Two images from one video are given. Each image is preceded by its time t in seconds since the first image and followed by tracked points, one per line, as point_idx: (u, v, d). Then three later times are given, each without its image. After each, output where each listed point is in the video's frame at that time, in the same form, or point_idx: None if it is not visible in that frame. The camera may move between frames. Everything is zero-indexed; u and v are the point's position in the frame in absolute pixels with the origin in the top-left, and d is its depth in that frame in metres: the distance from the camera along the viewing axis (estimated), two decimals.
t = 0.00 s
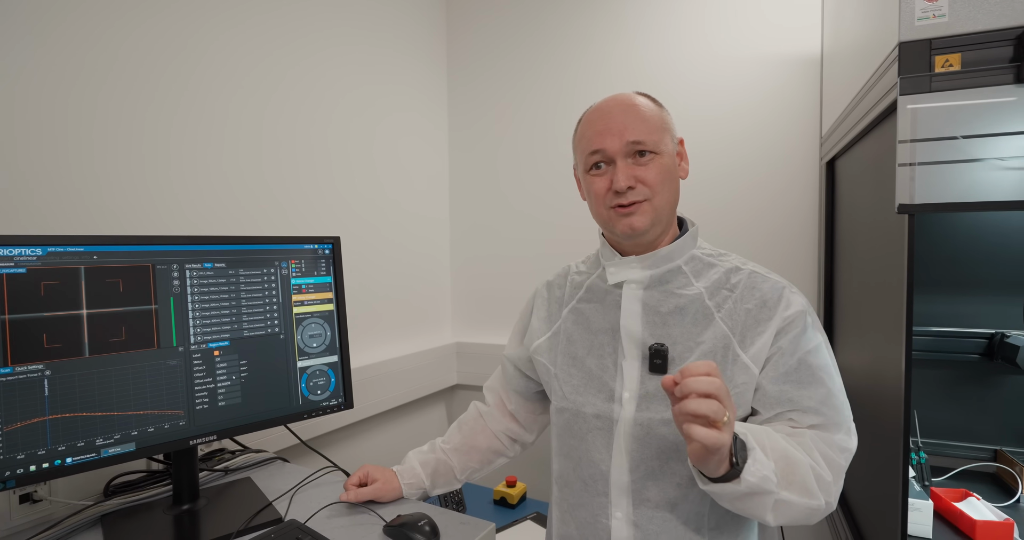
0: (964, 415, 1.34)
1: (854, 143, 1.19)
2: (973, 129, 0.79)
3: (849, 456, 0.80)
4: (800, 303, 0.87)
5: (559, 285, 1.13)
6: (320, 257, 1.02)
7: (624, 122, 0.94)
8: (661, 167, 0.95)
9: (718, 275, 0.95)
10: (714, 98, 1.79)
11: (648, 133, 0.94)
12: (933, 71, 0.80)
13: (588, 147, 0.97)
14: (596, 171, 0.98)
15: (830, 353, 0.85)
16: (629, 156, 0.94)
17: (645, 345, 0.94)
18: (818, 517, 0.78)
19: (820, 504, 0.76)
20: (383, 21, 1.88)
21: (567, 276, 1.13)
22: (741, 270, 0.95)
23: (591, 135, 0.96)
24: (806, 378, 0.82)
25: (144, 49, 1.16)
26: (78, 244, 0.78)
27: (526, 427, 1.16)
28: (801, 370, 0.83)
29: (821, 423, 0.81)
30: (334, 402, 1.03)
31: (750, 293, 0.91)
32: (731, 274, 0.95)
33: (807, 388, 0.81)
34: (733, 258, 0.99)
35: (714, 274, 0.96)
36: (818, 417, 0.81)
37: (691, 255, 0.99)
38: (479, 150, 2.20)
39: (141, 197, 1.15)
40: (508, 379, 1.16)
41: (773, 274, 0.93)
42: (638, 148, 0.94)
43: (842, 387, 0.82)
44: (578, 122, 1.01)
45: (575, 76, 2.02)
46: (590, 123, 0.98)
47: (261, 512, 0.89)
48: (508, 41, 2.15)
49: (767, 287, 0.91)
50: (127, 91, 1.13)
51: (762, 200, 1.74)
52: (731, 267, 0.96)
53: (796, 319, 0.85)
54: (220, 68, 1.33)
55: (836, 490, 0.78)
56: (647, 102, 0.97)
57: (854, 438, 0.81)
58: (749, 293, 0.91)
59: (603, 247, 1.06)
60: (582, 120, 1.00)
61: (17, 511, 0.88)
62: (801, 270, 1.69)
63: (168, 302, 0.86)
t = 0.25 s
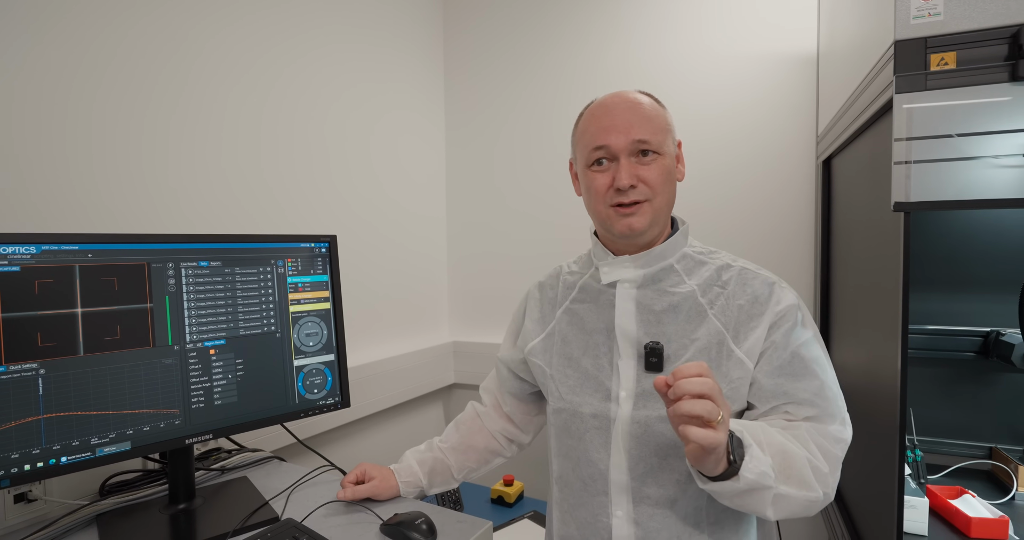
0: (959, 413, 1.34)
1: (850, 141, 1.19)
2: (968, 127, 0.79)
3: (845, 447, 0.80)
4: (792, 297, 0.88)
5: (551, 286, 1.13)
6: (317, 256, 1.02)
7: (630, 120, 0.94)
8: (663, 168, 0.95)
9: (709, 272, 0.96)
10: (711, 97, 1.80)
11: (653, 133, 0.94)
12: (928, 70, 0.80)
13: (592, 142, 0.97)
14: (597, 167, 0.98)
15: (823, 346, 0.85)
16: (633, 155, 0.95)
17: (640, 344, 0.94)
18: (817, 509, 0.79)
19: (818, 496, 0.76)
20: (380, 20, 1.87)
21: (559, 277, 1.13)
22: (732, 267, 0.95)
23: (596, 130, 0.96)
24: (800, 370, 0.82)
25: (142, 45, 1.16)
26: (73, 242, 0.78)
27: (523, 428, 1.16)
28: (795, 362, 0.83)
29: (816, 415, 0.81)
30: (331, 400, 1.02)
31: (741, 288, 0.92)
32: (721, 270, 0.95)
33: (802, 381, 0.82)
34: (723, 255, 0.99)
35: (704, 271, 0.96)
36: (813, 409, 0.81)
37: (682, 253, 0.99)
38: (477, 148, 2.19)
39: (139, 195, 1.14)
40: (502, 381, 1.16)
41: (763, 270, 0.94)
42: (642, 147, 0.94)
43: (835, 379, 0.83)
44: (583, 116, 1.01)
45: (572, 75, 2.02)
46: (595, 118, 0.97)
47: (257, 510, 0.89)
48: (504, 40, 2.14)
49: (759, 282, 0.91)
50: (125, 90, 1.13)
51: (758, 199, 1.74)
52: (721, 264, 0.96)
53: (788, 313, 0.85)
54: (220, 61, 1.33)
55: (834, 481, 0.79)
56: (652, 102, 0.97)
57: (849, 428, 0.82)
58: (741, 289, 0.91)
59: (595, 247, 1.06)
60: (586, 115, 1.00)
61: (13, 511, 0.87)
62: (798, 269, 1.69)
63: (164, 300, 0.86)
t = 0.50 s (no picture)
0: (956, 410, 1.35)
1: (848, 140, 1.19)
2: (966, 125, 0.79)
3: (848, 436, 0.80)
4: (788, 289, 0.88)
5: (546, 289, 1.13)
6: (314, 254, 1.01)
7: (617, 123, 0.94)
8: (652, 168, 0.95)
9: (703, 268, 0.96)
10: (709, 96, 1.79)
11: (640, 135, 0.94)
12: (926, 67, 0.80)
13: (579, 146, 0.96)
14: (586, 170, 0.98)
15: (820, 336, 0.85)
16: (622, 157, 0.94)
17: (639, 343, 0.94)
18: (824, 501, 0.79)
19: (826, 487, 0.76)
20: (378, 18, 1.87)
21: (554, 280, 1.13)
22: (725, 262, 0.95)
23: (583, 134, 0.96)
24: (799, 362, 0.82)
25: (143, 46, 1.15)
26: (69, 241, 0.77)
27: (523, 431, 1.16)
28: (794, 354, 0.83)
29: (817, 407, 0.81)
30: (329, 399, 1.02)
31: (737, 283, 0.92)
32: (716, 266, 0.95)
33: (802, 373, 0.82)
34: (717, 250, 1.00)
35: (699, 267, 0.96)
36: (814, 401, 0.81)
37: (676, 250, 0.99)
38: (475, 147, 2.19)
39: (139, 194, 1.14)
40: (501, 386, 1.15)
41: (758, 263, 0.94)
42: (631, 149, 0.94)
43: (834, 368, 0.83)
44: (568, 120, 1.00)
45: (570, 74, 2.02)
46: (581, 122, 0.97)
47: (254, 510, 0.89)
48: (503, 39, 2.14)
49: (754, 276, 0.91)
50: (125, 88, 1.12)
51: (757, 198, 1.74)
52: (715, 260, 0.96)
53: (784, 306, 0.85)
54: (219, 65, 1.32)
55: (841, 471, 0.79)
56: (638, 103, 0.97)
57: (851, 418, 0.82)
58: (736, 284, 0.92)
59: (588, 249, 1.06)
60: (572, 118, 0.99)
61: (9, 511, 0.87)
62: (796, 267, 1.70)
63: (160, 299, 0.85)
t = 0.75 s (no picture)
0: (958, 410, 1.35)
1: (850, 139, 1.19)
2: (969, 124, 0.79)
3: (850, 438, 0.80)
4: (793, 290, 0.88)
5: (550, 287, 1.13)
6: (316, 253, 1.01)
7: (614, 120, 0.94)
8: (652, 164, 0.95)
9: (709, 268, 0.96)
10: (709, 94, 1.79)
11: (639, 131, 0.94)
12: (930, 66, 0.80)
13: (578, 145, 0.97)
14: (587, 168, 0.98)
15: (824, 338, 0.85)
16: (621, 154, 0.94)
17: (643, 342, 0.94)
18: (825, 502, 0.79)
19: (827, 489, 0.77)
20: (377, 16, 1.87)
21: (558, 278, 1.13)
22: (731, 262, 0.95)
23: (582, 133, 0.96)
24: (803, 363, 0.83)
25: (137, 41, 1.15)
26: (72, 239, 0.77)
27: (525, 430, 1.16)
28: (798, 356, 0.83)
29: (821, 408, 0.81)
30: (331, 398, 1.02)
31: (742, 283, 0.92)
32: (722, 265, 0.95)
33: (806, 373, 0.82)
34: (722, 250, 0.99)
35: (705, 267, 0.96)
36: (818, 402, 0.81)
37: (681, 250, 0.99)
38: (476, 146, 2.19)
39: (136, 191, 1.14)
40: (503, 384, 1.16)
41: (764, 263, 0.94)
42: (630, 146, 0.94)
43: (838, 369, 0.83)
44: (567, 120, 1.01)
45: (571, 73, 2.02)
46: (580, 121, 0.97)
47: (258, 508, 0.89)
48: (504, 38, 2.14)
49: (759, 276, 0.91)
50: (120, 85, 1.12)
51: (759, 196, 1.74)
52: (721, 259, 0.96)
53: (789, 306, 0.86)
54: (213, 56, 1.32)
55: (842, 473, 0.79)
56: (636, 101, 0.97)
57: (854, 420, 0.82)
58: (741, 284, 0.92)
59: (594, 247, 1.06)
60: (571, 119, 1.00)
61: (13, 508, 0.87)
62: (798, 266, 1.70)
63: (164, 297, 0.85)
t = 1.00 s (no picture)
0: (960, 410, 1.34)
1: (853, 139, 1.19)
2: (973, 125, 0.79)
3: (850, 443, 0.80)
4: (797, 294, 0.88)
5: (554, 285, 1.13)
6: (319, 253, 1.01)
7: (624, 118, 0.94)
8: (660, 164, 0.94)
9: (714, 269, 0.96)
10: (712, 94, 1.79)
11: (648, 130, 0.94)
12: (933, 67, 0.80)
13: (587, 142, 0.97)
14: (594, 166, 0.98)
15: (827, 343, 0.85)
16: (629, 153, 0.94)
17: (646, 342, 0.94)
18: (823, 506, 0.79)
19: (826, 492, 0.77)
20: (380, 17, 1.87)
21: (562, 276, 1.13)
22: (736, 264, 0.95)
23: (591, 130, 0.96)
24: (806, 367, 0.83)
25: (141, 42, 1.15)
26: (77, 239, 0.77)
27: (526, 427, 1.16)
28: (801, 359, 0.83)
29: (822, 412, 0.81)
30: (334, 398, 1.02)
31: (746, 286, 0.92)
32: (726, 268, 0.95)
33: (808, 377, 0.82)
34: (727, 252, 0.99)
35: (709, 269, 0.96)
36: (819, 406, 0.81)
37: (686, 251, 0.99)
38: (477, 146, 2.19)
39: (139, 191, 1.14)
40: (506, 381, 1.16)
41: (768, 266, 0.94)
42: (638, 144, 0.94)
43: (840, 375, 0.83)
44: (577, 117, 1.01)
45: (573, 73, 2.02)
46: (590, 118, 0.97)
47: (260, 508, 0.89)
48: (505, 38, 2.14)
49: (763, 279, 0.91)
50: (124, 86, 1.13)
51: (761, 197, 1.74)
52: (726, 261, 0.96)
53: (793, 310, 0.86)
54: (219, 61, 1.32)
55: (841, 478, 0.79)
56: (646, 99, 0.97)
57: (855, 425, 0.82)
58: (745, 286, 0.92)
59: (599, 246, 1.06)
60: (581, 115, 1.00)
61: (16, 507, 0.87)
62: (800, 266, 1.69)
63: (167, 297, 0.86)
